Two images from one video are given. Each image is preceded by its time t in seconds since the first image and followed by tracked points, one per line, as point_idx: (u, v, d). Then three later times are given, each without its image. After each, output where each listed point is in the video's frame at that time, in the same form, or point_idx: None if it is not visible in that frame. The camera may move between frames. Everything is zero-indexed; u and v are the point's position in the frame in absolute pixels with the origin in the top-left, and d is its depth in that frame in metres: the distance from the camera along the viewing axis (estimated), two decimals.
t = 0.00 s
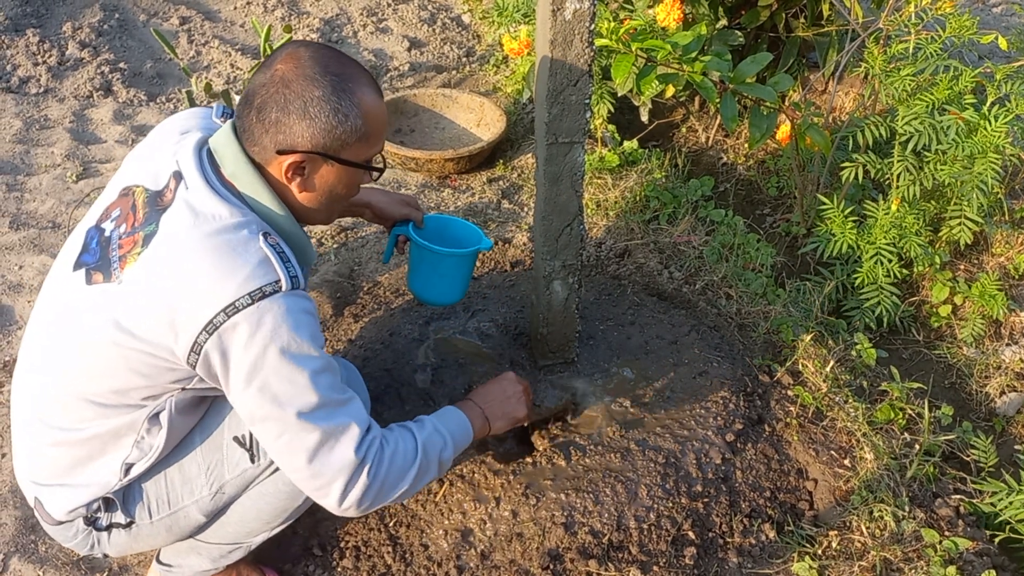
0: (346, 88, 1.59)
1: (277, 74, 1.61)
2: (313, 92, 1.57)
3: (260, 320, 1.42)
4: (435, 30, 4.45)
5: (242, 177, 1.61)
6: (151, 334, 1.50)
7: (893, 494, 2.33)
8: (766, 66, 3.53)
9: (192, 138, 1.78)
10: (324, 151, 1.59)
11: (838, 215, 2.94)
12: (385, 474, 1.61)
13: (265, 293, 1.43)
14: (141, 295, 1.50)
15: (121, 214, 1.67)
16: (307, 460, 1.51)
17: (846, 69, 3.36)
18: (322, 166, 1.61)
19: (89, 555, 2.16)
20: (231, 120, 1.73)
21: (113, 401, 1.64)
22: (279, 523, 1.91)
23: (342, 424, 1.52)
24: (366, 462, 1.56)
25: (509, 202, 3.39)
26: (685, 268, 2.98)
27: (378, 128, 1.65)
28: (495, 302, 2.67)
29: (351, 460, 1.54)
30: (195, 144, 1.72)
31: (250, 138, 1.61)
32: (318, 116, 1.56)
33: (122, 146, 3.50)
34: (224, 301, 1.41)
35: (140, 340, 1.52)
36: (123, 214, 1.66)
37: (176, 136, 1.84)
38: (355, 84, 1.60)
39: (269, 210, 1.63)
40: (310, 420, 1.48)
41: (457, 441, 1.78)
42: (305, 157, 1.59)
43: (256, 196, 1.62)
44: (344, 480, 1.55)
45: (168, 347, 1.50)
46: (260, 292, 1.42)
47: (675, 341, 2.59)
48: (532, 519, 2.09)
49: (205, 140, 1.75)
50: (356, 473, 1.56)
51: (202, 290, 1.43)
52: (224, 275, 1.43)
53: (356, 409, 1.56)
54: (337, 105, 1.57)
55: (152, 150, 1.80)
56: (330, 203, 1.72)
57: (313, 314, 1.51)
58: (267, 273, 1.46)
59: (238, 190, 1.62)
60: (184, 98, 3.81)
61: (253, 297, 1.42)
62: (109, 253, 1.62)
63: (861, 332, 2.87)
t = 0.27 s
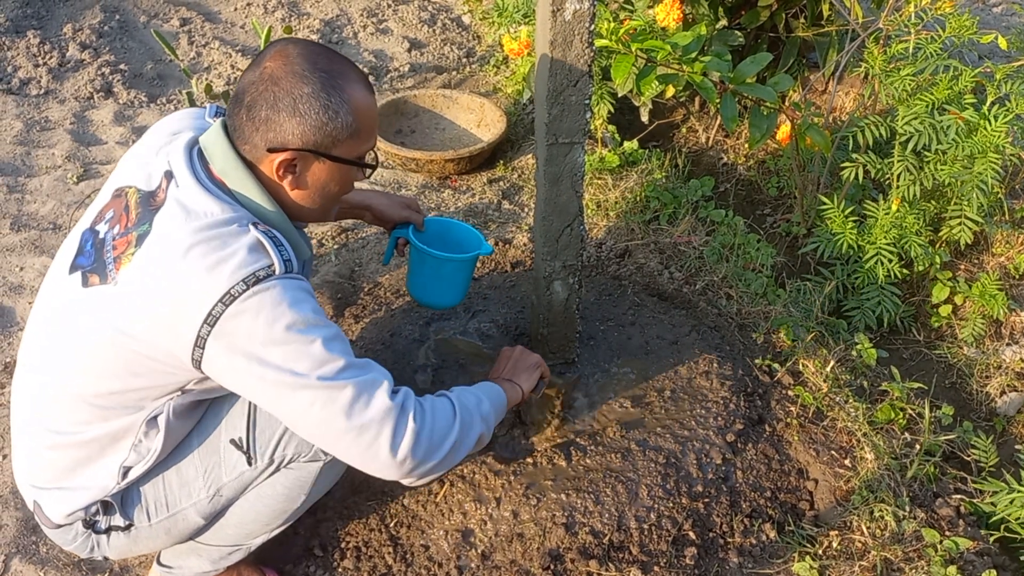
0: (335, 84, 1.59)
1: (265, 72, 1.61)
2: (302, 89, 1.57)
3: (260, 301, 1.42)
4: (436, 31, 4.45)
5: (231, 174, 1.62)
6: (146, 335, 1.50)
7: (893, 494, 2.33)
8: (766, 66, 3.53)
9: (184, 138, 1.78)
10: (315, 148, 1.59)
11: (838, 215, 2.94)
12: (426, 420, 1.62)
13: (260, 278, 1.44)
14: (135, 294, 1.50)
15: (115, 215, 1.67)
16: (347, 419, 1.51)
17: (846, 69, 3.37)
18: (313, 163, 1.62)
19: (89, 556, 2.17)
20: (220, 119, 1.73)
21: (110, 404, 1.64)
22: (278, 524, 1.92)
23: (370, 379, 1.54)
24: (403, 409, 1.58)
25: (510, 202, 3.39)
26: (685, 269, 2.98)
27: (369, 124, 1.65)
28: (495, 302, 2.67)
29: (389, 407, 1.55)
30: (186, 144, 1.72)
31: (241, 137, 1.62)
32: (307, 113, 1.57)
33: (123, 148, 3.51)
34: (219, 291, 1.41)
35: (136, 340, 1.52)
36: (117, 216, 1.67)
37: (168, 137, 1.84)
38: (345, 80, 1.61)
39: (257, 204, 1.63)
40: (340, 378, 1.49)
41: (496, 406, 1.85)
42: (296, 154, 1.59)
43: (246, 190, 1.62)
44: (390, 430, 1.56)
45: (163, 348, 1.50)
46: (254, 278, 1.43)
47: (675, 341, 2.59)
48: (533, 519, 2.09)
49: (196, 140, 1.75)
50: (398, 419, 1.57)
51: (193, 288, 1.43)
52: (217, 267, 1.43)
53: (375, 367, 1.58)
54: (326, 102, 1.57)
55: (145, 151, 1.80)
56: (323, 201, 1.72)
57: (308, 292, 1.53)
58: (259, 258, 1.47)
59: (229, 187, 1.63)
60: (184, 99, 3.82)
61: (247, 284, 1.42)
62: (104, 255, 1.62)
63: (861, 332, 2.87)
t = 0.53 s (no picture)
0: (334, 83, 1.59)
1: (265, 72, 1.61)
2: (301, 89, 1.57)
3: (256, 301, 1.42)
4: (436, 32, 4.45)
5: (229, 174, 1.62)
6: (145, 334, 1.50)
7: (893, 493, 2.33)
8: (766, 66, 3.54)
9: (181, 138, 1.78)
10: (314, 147, 1.59)
11: (838, 215, 2.94)
12: (420, 425, 1.61)
13: (256, 277, 1.44)
14: (134, 294, 1.50)
15: (114, 216, 1.67)
16: (339, 425, 1.49)
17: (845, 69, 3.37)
18: (313, 162, 1.62)
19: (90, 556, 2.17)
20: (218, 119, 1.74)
21: (110, 404, 1.65)
22: (278, 523, 1.92)
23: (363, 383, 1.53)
24: (395, 415, 1.56)
25: (510, 202, 3.39)
26: (686, 268, 2.98)
27: (368, 123, 1.65)
28: (495, 302, 2.67)
29: (381, 413, 1.53)
30: (184, 144, 1.72)
31: (240, 136, 1.62)
32: (307, 113, 1.57)
33: (123, 148, 3.51)
34: (216, 291, 1.42)
35: (134, 340, 1.53)
36: (116, 216, 1.67)
37: (166, 137, 1.84)
38: (343, 79, 1.61)
39: (256, 204, 1.63)
40: (333, 382, 1.48)
41: (490, 399, 1.81)
42: (296, 154, 1.59)
43: (244, 190, 1.62)
44: (382, 435, 1.54)
45: (162, 347, 1.51)
46: (250, 277, 1.44)
47: (675, 341, 2.59)
48: (533, 519, 2.09)
49: (194, 140, 1.76)
50: (390, 426, 1.55)
51: (192, 288, 1.43)
52: (214, 266, 1.43)
53: (371, 372, 1.57)
54: (325, 101, 1.58)
55: (143, 152, 1.80)
56: (323, 200, 1.72)
57: (307, 294, 1.53)
58: (257, 258, 1.47)
59: (227, 187, 1.63)
60: (184, 100, 3.82)
61: (243, 283, 1.43)
62: (103, 256, 1.62)
63: (861, 332, 2.87)
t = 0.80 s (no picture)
0: (339, 81, 1.60)
1: (270, 69, 1.62)
2: (306, 86, 1.58)
3: (253, 304, 1.41)
4: (435, 32, 4.45)
5: (234, 171, 1.62)
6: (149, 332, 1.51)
7: (893, 493, 2.33)
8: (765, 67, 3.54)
9: (185, 137, 1.79)
10: (319, 144, 1.60)
11: (837, 216, 2.94)
12: (371, 472, 1.53)
13: (260, 280, 1.43)
14: (139, 292, 1.51)
15: (117, 214, 1.67)
16: (291, 451, 1.44)
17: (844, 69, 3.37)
18: (317, 160, 1.62)
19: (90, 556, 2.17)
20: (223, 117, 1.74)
21: (113, 402, 1.65)
22: (279, 523, 1.90)
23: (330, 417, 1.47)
24: (349, 459, 1.50)
25: (510, 203, 3.39)
26: (685, 269, 2.99)
27: (372, 121, 1.66)
28: (495, 303, 2.67)
29: (335, 455, 1.47)
30: (189, 143, 1.73)
31: (245, 133, 1.62)
32: (312, 110, 1.57)
33: (122, 149, 3.51)
34: (219, 290, 1.42)
35: (138, 337, 1.53)
36: (119, 215, 1.67)
37: (169, 137, 1.84)
38: (348, 77, 1.61)
39: (262, 203, 1.63)
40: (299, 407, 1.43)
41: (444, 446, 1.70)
42: (300, 151, 1.59)
43: (249, 188, 1.62)
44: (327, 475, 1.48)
45: (165, 345, 1.51)
46: (254, 279, 1.43)
47: (675, 341, 2.60)
48: (533, 519, 2.10)
49: (198, 139, 1.76)
50: (339, 469, 1.49)
51: (195, 285, 1.44)
52: (219, 265, 1.44)
53: (345, 407, 1.51)
54: (330, 98, 1.58)
55: (146, 151, 1.81)
56: (326, 198, 1.72)
57: (308, 306, 1.50)
58: (262, 261, 1.47)
59: (232, 185, 1.63)
60: (184, 101, 3.82)
61: (246, 284, 1.42)
62: (106, 254, 1.63)
63: (861, 332, 2.88)
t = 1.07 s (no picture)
0: (337, 86, 1.60)
1: (269, 73, 1.62)
2: (304, 90, 1.58)
3: (249, 316, 1.42)
4: (435, 33, 4.46)
5: (233, 176, 1.62)
6: (146, 334, 1.51)
7: (893, 494, 2.33)
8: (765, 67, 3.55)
9: (185, 139, 1.79)
10: (315, 148, 1.60)
11: (837, 216, 2.94)
12: (346, 492, 1.56)
13: (256, 291, 1.43)
14: (136, 293, 1.51)
15: (116, 215, 1.68)
16: (272, 466, 1.46)
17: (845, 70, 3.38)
18: (314, 164, 1.62)
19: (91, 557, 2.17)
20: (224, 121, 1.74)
21: (110, 402, 1.65)
22: (277, 523, 1.88)
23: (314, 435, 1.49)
24: (328, 479, 1.52)
25: (510, 204, 3.39)
26: (685, 270, 2.99)
27: (370, 126, 1.66)
28: (495, 304, 2.67)
29: (315, 475, 1.49)
30: (188, 145, 1.73)
31: (243, 137, 1.62)
32: (309, 114, 1.57)
33: (123, 150, 3.51)
34: (214, 299, 1.42)
35: (134, 338, 1.53)
36: (117, 216, 1.67)
37: (169, 138, 1.85)
38: (346, 82, 1.61)
39: (261, 207, 1.62)
40: (283, 423, 1.45)
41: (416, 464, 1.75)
42: (297, 155, 1.60)
43: (248, 193, 1.62)
44: (306, 492, 1.50)
45: (161, 346, 1.51)
46: (250, 289, 1.43)
47: (675, 342, 2.60)
48: (534, 520, 2.10)
49: (198, 141, 1.76)
50: (318, 488, 1.51)
51: (191, 289, 1.44)
52: (216, 272, 1.44)
53: (329, 425, 1.53)
54: (328, 103, 1.58)
55: (146, 152, 1.81)
56: (323, 202, 1.72)
57: (303, 319, 1.50)
58: (259, 271, 1.46)
59: (231, 189, 1.63)
60: (184, 102, 3.82)
61: (242, 294, 1.42)
62: (104, 254, 1.63)
63: (861, 333, 2.88)
